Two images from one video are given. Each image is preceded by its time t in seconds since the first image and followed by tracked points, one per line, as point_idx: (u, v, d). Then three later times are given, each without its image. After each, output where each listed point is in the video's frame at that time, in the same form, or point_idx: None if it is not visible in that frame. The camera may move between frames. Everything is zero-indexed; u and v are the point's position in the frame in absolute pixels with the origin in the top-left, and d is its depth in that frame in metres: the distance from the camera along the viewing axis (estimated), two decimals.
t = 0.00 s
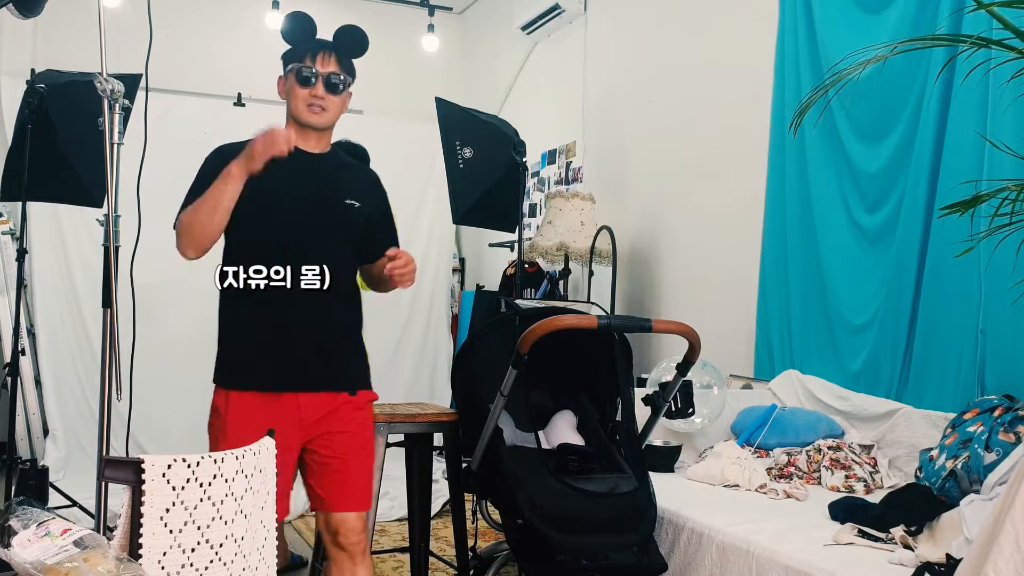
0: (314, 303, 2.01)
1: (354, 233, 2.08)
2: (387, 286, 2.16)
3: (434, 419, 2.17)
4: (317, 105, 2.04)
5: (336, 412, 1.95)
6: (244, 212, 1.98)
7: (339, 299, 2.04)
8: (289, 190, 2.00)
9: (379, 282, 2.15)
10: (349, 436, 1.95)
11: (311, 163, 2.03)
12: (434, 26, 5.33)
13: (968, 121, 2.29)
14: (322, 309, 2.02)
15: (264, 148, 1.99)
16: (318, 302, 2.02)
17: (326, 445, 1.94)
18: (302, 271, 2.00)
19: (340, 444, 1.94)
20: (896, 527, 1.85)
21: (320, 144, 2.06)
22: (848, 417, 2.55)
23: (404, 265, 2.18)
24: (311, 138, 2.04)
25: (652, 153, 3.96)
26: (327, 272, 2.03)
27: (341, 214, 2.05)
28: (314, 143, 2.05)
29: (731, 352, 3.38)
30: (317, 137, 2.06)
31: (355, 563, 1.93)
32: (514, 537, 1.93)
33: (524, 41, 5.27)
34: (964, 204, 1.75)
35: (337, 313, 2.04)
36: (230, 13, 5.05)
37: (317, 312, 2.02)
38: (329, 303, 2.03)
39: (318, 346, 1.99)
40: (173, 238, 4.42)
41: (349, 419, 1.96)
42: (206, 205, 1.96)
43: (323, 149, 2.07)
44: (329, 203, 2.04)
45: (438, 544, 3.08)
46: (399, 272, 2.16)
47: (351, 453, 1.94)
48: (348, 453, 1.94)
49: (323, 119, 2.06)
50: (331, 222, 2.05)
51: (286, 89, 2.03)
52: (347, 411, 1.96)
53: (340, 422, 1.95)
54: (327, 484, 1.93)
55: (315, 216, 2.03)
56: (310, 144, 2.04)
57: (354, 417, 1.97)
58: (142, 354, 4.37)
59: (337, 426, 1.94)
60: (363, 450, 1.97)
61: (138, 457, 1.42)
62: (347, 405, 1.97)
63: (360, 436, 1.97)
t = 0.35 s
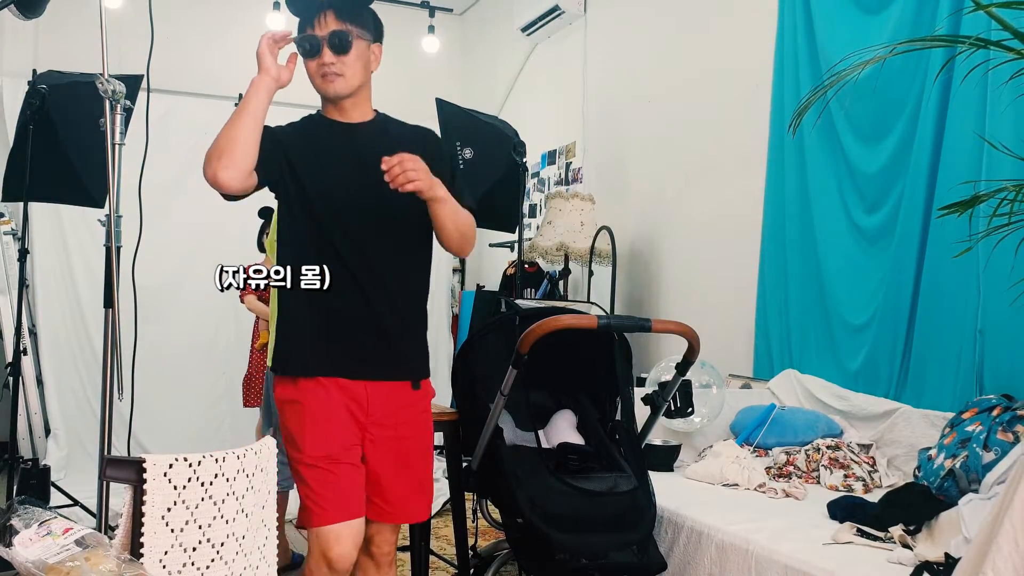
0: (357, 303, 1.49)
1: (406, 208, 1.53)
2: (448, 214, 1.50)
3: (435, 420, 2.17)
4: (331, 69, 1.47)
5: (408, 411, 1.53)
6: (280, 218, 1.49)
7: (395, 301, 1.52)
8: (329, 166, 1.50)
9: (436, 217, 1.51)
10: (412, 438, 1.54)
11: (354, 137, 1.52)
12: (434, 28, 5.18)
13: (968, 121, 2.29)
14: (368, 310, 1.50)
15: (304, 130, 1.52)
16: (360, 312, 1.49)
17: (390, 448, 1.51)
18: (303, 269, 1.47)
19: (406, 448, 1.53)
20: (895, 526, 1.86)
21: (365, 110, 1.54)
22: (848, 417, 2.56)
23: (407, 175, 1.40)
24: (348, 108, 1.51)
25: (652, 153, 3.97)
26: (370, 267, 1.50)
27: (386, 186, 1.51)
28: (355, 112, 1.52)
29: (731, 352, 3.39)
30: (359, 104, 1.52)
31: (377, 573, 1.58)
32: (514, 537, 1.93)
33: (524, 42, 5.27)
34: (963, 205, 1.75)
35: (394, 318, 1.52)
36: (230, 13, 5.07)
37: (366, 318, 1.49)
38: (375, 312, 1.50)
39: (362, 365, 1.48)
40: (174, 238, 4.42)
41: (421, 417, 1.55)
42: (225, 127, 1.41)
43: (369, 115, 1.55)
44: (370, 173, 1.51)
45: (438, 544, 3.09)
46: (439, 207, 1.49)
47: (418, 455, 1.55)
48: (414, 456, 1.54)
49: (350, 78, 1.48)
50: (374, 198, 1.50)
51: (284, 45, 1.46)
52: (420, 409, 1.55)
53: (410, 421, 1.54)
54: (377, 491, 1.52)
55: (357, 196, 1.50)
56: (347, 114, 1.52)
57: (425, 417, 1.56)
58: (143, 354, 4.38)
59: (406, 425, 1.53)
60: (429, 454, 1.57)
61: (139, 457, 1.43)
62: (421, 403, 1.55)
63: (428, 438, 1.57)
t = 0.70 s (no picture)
0: (369, 309, 1.20)
1: (432, 205, 1.24)
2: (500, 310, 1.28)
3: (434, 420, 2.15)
4: (308, 50, 1.20)
5: (433, 435, 1.24)
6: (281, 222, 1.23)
7: (417, 309, 1.22)
8: (334, 153, 1.21)
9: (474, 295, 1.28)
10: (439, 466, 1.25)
11: (364, 123, 1.23)
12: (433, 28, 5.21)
13: (967, 121, 2.29)
14: (389, 319, 1.20)
15: (306, 122, 1.25)
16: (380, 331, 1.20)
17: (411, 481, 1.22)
18: (303, 268, 1.20)
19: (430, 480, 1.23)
20: (895, 527, 1.86)
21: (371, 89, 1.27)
22: (848, 417, 2.56)
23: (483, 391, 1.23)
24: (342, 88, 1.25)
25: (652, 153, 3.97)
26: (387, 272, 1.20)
27: (407, 178, 1.22)
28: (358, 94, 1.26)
29: (731, 351, 3.39)
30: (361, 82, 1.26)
31: None
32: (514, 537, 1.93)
33: (524, 42, 5.27)
34: (963, 205, 1.75)
35: (417, 332, 1.22)
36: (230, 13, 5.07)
37: (381, 331, 1.20)
38: (398, 329, 1.20)
39: (373, 390, 1.18)
40: (174, 238, 4.43)
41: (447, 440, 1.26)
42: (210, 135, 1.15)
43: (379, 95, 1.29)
44: (385, 162, 1.22)
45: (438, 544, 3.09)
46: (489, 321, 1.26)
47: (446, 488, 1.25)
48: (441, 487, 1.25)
49: (334, 53, 1.21)
50: (392, 188, 1.21)
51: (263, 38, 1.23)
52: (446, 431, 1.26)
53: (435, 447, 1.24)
54: (384, 532, 1.22)
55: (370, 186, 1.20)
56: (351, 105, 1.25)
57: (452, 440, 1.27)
58: (143, 353, 4.38)
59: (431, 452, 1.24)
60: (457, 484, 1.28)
61: (139, 457, 1.43)
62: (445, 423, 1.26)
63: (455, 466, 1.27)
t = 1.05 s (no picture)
0: (372, 302, 1.03)
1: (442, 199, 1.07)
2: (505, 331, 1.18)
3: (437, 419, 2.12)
4: None
5: (416, 444, 1.04)
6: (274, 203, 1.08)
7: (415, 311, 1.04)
8: (335, 127, 1.04)
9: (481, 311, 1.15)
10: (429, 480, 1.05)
11: (376, 97, 1.07)
12: (433, 27, 5.21)
13: (967, 121, 2.30)
14: (382, 318, 1.03)
15: (318, 88, 1.08)
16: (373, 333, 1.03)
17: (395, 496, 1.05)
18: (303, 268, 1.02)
19: (418, 498, 1.05)
20: (895, 527, 1.86)
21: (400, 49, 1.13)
22: (848, 417, 2.56)
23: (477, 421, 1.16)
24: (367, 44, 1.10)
25: (652, 152, 3.97)
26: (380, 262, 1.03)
27: (414, 164, 1.05)
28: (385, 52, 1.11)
29: (731, 351, 3.38)
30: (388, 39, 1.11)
31: None
32: (515, 537, 1.94)
33: (524, 42, 5.27)
34: (963, 205, 1.75)
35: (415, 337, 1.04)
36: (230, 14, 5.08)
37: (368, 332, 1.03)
38: (391, 333, 1.03)
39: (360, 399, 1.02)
40: (174, 238, 4.43)
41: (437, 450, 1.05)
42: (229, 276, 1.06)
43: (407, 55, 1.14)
44: (391, 143, 1.04)
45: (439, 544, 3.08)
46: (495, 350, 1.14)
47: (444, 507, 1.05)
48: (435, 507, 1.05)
49: (361, 6, 1.07)
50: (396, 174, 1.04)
51: None
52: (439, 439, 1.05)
53: (419, 459, 1.04)
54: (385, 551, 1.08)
55: (372, 168, 1.03)
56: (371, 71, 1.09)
57: (451, 449, 1.06)
58: (143, 354, 4.37)
59: (414, 465, 1.04)
60: (464, 501, 1.07)
61: (139, 457, 1.43)
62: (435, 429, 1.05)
63: (456, 479, 1.06)
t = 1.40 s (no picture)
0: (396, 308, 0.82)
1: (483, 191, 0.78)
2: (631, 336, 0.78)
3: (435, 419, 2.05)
4: None
5: (431, 483, 0.79)
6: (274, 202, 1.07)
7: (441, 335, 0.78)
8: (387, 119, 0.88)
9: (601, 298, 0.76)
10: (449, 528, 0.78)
11: (421, 84, 0.86)
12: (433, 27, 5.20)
13: (967, 121, 2.29)
14: (398, 318, 0.82)
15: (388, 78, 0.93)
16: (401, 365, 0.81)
17: (411, 542, 0.81)
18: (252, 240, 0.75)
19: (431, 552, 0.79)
20: (896, 527, 1.85)
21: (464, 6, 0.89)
22: (848, 417, 2.56)
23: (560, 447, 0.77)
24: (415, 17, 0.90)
25: (652, 152, 3.96)
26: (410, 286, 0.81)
27: (443, 152, 0.80)
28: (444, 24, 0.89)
29: (731, 351, 3.38)
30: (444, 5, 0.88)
31: None
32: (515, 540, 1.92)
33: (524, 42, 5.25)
34: (963, 205, 1.75)
35: (436, 361, 0.79)
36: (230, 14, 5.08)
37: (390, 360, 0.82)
38: (407, 356, 0.80)
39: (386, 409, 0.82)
40: (174, 238, 4.43)
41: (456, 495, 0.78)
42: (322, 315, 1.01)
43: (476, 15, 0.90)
44: (422, 134, 0.83)
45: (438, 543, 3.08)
46: (618, 357, 0.74)
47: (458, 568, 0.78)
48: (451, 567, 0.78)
49: None
50: (429, 173, 0.81)
51: None
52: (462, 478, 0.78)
53: (434, 502, 0.79)
54: None
55: (412, 165, 0.83)
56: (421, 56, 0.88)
57: (473, 494, 0.77)
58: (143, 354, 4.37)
59: (432, 505, 0.79)
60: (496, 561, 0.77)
61: (138, 457, 1.44)
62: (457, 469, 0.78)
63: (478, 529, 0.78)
